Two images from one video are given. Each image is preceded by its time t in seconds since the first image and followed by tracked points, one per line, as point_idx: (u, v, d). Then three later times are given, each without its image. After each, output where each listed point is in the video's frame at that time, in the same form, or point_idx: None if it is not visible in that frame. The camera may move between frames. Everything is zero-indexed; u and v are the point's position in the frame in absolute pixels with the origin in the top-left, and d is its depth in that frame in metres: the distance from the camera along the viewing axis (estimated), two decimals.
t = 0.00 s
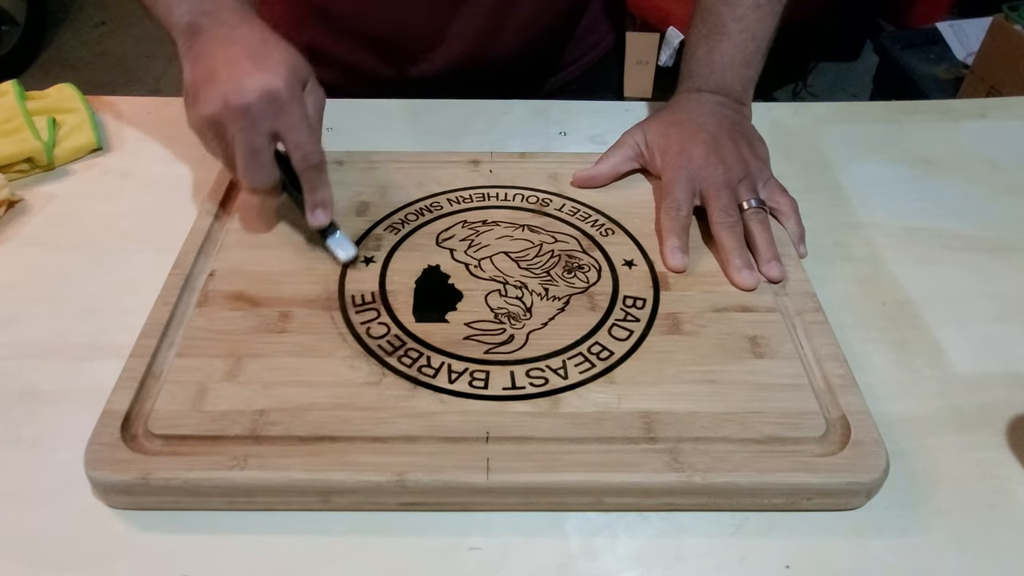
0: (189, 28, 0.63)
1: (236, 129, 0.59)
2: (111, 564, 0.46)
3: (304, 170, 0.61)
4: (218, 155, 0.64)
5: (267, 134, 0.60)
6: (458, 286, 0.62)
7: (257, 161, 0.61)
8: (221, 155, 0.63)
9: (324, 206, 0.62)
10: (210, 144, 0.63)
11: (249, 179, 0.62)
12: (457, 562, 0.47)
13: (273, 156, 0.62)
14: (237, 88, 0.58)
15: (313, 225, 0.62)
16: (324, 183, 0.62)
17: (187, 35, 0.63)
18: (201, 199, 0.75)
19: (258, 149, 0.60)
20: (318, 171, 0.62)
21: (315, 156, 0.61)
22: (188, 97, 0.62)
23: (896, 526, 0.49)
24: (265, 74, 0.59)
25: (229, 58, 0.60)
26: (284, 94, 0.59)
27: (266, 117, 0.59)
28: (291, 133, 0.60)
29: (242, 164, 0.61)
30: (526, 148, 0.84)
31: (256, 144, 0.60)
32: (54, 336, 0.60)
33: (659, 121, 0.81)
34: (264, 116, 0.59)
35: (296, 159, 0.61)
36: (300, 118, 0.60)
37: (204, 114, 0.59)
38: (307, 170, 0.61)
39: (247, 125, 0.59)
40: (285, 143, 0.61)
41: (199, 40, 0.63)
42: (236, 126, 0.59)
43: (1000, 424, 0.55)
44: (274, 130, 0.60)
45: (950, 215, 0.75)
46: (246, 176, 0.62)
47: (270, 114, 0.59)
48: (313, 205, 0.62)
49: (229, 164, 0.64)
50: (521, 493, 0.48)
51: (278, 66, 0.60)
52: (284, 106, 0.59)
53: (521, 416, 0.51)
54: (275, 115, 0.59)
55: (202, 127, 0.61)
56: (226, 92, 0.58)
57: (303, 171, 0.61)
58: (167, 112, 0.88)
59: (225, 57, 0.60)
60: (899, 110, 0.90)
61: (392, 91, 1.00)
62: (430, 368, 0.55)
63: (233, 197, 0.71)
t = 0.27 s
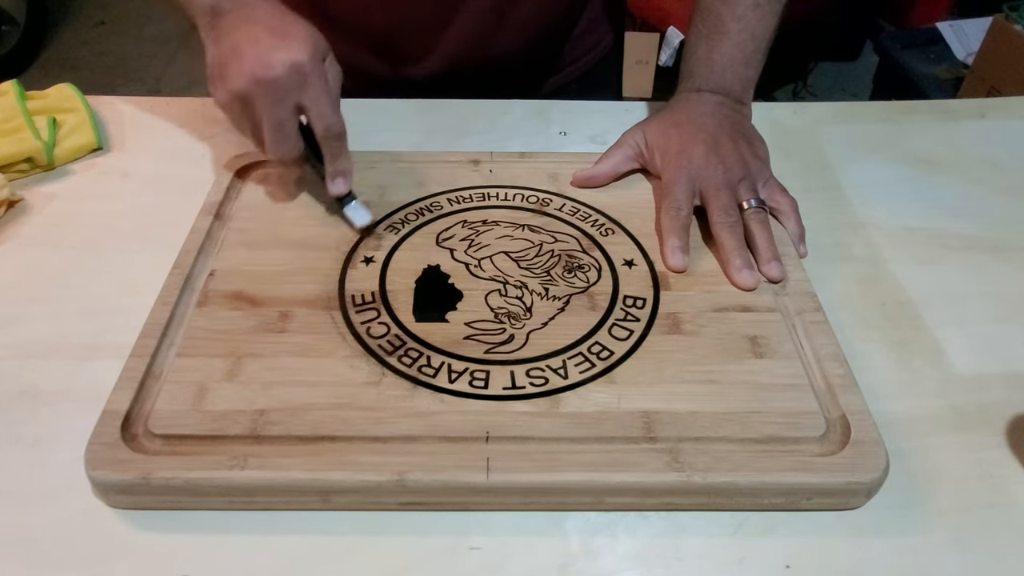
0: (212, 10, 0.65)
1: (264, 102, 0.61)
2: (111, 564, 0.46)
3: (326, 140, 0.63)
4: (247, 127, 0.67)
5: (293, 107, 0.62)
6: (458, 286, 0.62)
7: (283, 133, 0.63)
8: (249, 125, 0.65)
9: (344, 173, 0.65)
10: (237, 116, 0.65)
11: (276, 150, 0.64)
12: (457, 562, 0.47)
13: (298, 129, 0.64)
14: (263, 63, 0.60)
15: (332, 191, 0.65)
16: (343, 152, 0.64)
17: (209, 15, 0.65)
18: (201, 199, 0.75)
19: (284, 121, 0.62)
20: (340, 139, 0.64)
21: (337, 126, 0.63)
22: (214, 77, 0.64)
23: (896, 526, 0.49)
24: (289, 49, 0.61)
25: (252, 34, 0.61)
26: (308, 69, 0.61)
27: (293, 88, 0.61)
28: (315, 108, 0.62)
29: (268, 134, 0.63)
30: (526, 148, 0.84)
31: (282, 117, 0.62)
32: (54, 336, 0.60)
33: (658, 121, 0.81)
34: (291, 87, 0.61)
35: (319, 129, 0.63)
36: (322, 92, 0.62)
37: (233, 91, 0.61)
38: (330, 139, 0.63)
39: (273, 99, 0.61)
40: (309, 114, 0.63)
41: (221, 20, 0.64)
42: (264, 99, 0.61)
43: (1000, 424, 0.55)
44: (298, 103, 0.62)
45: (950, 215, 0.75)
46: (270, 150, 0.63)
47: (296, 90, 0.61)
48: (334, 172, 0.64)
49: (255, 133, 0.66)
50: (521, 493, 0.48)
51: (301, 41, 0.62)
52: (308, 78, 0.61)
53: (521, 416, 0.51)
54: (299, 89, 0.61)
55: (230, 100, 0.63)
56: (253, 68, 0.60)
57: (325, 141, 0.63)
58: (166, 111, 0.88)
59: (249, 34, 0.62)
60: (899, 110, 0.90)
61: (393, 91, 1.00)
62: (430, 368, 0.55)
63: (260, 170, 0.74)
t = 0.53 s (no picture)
0: (208, 20, 0.65)
1: (257, 113, 0.60)
2: (111, 564, 0.46)
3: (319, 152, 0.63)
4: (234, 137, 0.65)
5: (285, 119, 0.61)
6: (458, 286, 0.62)
7: (274, 144, 0.62)
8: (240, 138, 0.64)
9: (336, 187, 0.64)
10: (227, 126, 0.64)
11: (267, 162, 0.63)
12: (457, 562, 0.47)
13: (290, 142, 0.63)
14: (257, 74, 0.59)
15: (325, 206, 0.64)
16: (336, 166, 0.64)
17: (206, 25, 0.65)
18: (201, 199, 0.75)
19: (277, 131, 0.62)
20: (332, 154, 0.63)
21: (330, 139, 0.62)
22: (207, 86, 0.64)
23: (895, 526, 0.49)
24: (283, 60, 0.60)
25: (248, 45, 0.61)
26: (303, 80, 0.61)
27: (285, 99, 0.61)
28: (309, 120, 0.61)
29: (261, 146, 0.62)
30: (526, 148, 0.84)
31: (275, 128, 0.61)
32: (54, 336, 0.60)
33: (659, 120, 0.81)
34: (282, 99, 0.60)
35: (311, 141, 0.62)
36: (315, 102, 0.62)
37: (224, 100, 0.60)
38: (322, 153, 0.62)
39: (266, 110, 0.60)
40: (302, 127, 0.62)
41: (218, 30, 0.64)
42: (257, 110, 0.60)
43: (1000, 424, 0.55)
44: (290, 115, 0.61)
45: (950, 215, 0.75)
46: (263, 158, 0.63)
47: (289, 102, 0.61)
48: (326, 186, 0.64)
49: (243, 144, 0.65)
50: (521, 493, 0.48)
51: (296, 52, 0.62)
52: (300, 89, 0.61)
53: (521, 416, 0.51)
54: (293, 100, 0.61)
55: (221, 110, 0.62)
56: (246, 77, 0.59)
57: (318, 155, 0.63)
58: (166, 111, 0.88)
59: (244, 45, 0.61)
60: (899, 110, 0.90)
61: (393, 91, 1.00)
62: (430, 368, 0.55)
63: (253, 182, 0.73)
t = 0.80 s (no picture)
0: (210, 26, 0.66)
1: (257, 113, 0.60)
2: (111, 563, 0.46)
3: (319, 152, 0.62)
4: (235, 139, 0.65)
5: (286, 118, 0.61)
6: (458, 286, 0.62)
7: (274, 144, 0.62)
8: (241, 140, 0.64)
9: (338, 185, 0.63)
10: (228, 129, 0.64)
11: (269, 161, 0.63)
12: (457, 562, 0.47)
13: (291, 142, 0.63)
14: (258, 73, 0.60)
15: (325, 204, 0.63)
16: (338, 164, 0.63)
17: (208, 30, 0.66)
18: (201, 199, 0.75)
19: (278, 131, 0.61)
20: (331, 153, 0.63)
21: (330, 137, 0.62)
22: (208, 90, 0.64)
23: (895, 526, 0.49)
24: (284, 60, 0.61)
25: (249, 46, 0.62)
26: (304, 79, 0.61)
27: (286, 99, 0.61)
28: (309, 120, 0.61)
29: (263, 149, 0.62)
30: (526, 148, 0.84)
31: (275, 127, 0.61)
32: (54, 335, 0.60)
33: (658, 120, 0.81)
34: (282, 98, 0.61)
35: (312, 140, 0.62)
36: (315, 102, 0.62)
37: (224, 101, 0.61)
38: (322, 152, 0.62)
39: (267, 109, 0.60)
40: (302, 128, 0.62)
41: (219, 34, 0.65)
42: (257, 110, 0.60)
43: (1000, 424, 0.55)
44: (291, 115, 0.61)
45: (951, 215, 0.75)
46: (264, 158, 0.63)
47: (288, 101, 0.61)
48: (324, 186, 0.63)
49: (245, 147, 0.65)
50: (521, 493, 0.48)
51: (297, 52, 0.62)
52: (301, 90, 0.61)
53: (521, 416, 0.51)
54: (293, 99, 0.61)
55: (222, 111, 0.62)
56: (247, 77, 0.60)
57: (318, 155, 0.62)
58: (166, 111, 0.88)
59: (245, 48, 0.62)
60: (899, 110, 0.90)
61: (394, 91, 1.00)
62: (430, 368, 0.55)
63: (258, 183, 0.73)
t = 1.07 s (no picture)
0: (220, 22, 0.70)
1: (264, 104, 0.65)
2: (111, 564, 0.46)
3: (325, 141, 0.65)
4: (247, 136, 0.70)
5: (294, 111, 0.65)
6: (458, 286, 0.62)
7: (282, 134, 0.65)
8: (252, 139, 0.69)
9: (342, 175, 0.66)
10: (242, 128, 0.69)
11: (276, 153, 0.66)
12: (457, 562, 0.47)
13: (297, 134, 0.67)
14: (268, 66, 0.64)
15: (330, 193, 0.66)
16: (342, 155, 0.67)
17: (217, 28, 0.71)
18: (201, 198, 0.75)
19: (284, 122, 0.65)
20: (337, 144, 0.66)
21: (336, 127, 0.65)
22: (217, 79, 0.68)
23: (895, 526, 0.49)
24: (293, 54, 0.65)
25: (257, 43, 0.67)
26: (309, 72, 0.65)
27: (292, 92, 0.65)
28: (314, 108, 0.65)
29: (268, 136, 0.65)
30: (526, 148, 0.84)
31: (280, 118, 0.65)
32: (54, 335, 0.60)
33: (658, 120, 0.81)
34: (290, 90, 0.65)
35: (317, 131, 0.65)
36: (320, 92, 0.65)
37: (236, 93, 0.65)
38: (328, 141, 0.65)
39: (274, 100, 0.64)
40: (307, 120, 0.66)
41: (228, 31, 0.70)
42: (266, 101, 0.64)
43: (1000, 424, 0.55)
44: (297, 107, 0.65)
45: (951, 215, 0.75)
46: (270, 151, 0.66)
47: (295, 91, 0.65)
48: (331, 174, 0.66)
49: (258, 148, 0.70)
50: (521, 493, 0.48)
51: (304, 48, 0.66)
52: (307, 80, 0.65)
53: (521, 416, 0.51)
54: (298, 91, 0.65)
55: (233, 111, 0.67)
56: (256, 70, 0.64)
57: (323, 143, 0.65)
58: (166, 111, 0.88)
59: (254, 42, 0.67)
60: (899, 110, 0.90)
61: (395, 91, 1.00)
62: (430, 368, 0.55)
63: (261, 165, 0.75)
